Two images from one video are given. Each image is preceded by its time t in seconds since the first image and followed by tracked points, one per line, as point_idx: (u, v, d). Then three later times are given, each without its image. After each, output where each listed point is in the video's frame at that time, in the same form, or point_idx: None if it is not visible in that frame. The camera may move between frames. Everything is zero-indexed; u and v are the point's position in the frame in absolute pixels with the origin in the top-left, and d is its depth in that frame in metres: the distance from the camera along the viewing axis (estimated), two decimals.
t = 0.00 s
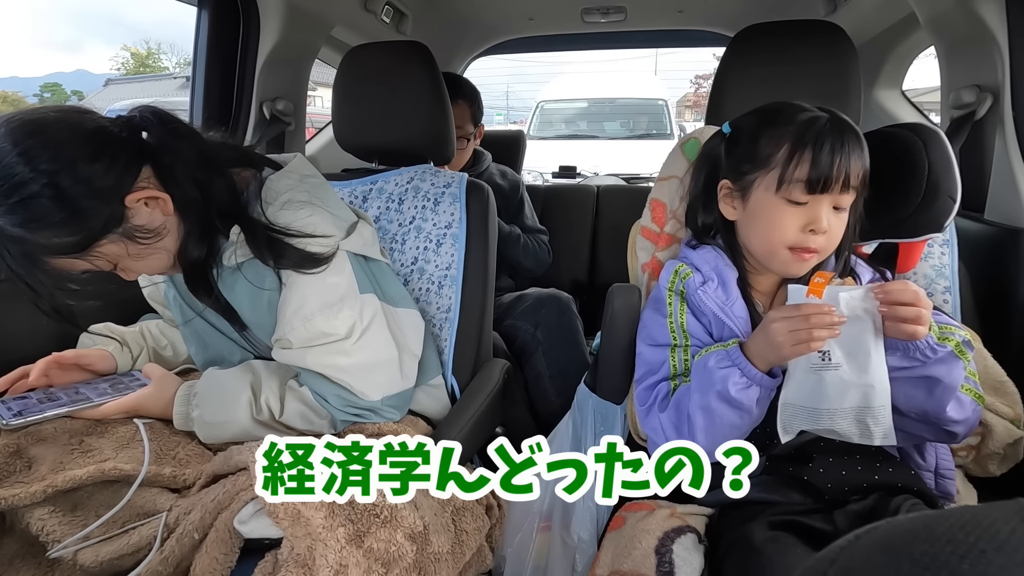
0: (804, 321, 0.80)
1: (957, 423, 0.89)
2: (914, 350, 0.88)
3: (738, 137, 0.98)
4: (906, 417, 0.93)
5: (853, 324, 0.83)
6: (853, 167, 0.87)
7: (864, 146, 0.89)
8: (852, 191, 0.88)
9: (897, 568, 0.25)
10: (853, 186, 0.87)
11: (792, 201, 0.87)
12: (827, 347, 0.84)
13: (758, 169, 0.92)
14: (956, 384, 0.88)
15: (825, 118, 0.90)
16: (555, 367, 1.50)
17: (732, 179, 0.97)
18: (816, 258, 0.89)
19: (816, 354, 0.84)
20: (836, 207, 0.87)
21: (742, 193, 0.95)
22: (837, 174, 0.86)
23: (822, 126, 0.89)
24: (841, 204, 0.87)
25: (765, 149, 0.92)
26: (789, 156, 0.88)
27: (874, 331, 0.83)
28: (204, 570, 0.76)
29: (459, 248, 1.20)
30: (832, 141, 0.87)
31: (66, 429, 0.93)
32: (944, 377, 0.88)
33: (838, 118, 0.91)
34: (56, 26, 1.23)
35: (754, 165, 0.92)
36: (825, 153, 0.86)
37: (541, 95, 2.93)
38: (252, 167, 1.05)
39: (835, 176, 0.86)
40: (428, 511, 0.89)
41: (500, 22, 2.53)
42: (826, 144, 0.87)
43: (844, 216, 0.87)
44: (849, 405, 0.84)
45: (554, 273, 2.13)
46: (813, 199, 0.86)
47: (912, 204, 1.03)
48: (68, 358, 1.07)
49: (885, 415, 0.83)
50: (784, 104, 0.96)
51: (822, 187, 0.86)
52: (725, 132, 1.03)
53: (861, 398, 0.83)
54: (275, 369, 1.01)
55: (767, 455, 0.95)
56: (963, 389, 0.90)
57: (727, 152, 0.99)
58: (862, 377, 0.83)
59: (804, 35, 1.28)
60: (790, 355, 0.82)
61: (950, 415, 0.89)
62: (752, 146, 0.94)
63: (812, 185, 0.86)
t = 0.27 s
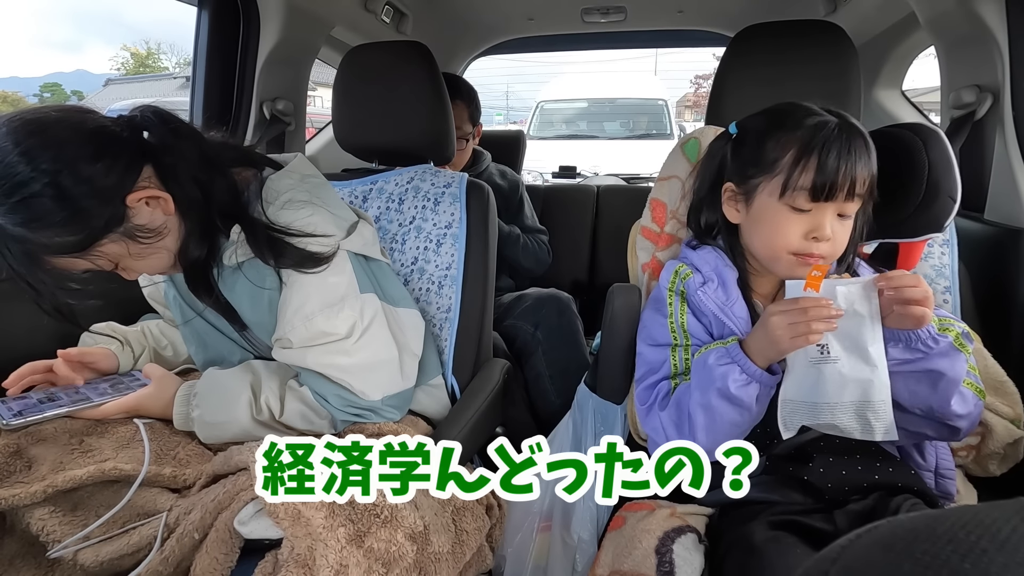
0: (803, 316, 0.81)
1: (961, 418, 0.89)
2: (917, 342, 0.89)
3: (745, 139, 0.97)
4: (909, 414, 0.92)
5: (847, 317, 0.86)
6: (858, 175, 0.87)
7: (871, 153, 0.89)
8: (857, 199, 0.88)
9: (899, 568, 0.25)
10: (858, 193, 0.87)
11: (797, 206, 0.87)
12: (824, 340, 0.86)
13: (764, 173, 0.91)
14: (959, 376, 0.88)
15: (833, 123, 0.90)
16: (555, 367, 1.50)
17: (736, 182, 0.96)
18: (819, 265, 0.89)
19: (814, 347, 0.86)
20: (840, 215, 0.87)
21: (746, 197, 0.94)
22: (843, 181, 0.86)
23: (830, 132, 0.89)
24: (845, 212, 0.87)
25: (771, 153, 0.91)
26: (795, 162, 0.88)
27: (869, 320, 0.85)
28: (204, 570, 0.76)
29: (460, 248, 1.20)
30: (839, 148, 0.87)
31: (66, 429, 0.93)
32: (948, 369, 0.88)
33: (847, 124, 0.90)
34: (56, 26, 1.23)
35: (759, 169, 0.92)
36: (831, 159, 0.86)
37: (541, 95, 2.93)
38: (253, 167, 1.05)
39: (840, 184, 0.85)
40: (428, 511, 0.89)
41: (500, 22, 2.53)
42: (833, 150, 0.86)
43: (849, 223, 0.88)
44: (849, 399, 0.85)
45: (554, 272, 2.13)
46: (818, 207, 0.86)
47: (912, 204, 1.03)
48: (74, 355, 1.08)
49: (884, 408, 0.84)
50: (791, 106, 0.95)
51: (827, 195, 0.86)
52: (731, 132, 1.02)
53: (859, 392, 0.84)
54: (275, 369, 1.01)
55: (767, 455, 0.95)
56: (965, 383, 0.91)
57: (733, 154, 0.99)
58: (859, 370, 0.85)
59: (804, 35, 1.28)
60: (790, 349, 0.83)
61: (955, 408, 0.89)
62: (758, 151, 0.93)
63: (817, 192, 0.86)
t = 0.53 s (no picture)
0: (782, 289, 0.80)
1: (951, 397, 0.89)
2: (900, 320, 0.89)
3: (738, 145, 0.98)
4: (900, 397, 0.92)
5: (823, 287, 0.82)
6: (855, 169, 0.86)
7: (867, 148, 0.89)
8: (858, 192, 0.86)
9: (899, 567, 0.25)
10: (858, 188, 0.86)
11: (795, 205, 0.87)
12: (807, 314, 0.81)
13: (759, 176, 0.91)
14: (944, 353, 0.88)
15: (824, 121, 0.90)
16: (555, 367, 1.50)
17: (733, 189, 0.97)
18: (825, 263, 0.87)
19: (798, 320, 0.82)
20: (843, 208, 0.85)
21: (744, 202, 0.94)
22: (839, 176, 0.85)
23: (821, 130, 0.89)
24: (847, 207, 0.85)
25: (764, 154, 0.92)
26: (787, 161, 0.88)
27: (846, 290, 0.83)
28: (204, 570, 0.76)
29: (459, 248, 1.20)
30: (831, 144, 0.87)
31: (65, 429, 0.93)
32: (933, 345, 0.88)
33: (840, 121, 0.90)
34: (55, 25, 1.23)
35: (755, 173, 0.92)
36: (824, 155, 0.86)
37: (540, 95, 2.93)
38: (253, 167, 1.05)
39: (837, 178, 0.84)
40: (428, 510, 0.89)
41: (500, 22, 2.53)
42: (824, 146, 0.87)
43: (853, 216, 0.86)
44: (845, 365, 0.78)
45: (554, 273, 2.13)
46: (816, 202, 0.85)
47: (912, 204, 1.03)
48: (65, 362, 1.06)
49: (881, 371, 0.78)
50: (780, 110, 0.96)
51: (825, 189, 0.85)
52: (724, 142, 1.03)
53: (853, 357, 0.78)
54: (275, 368, 1.01)
55: (767, 454, 0.95)
56: (954, 363, 0.91)
57: (729, 159, 0.99)
58: (850, 337, 0.79)
59: (804, 34, 1.28)
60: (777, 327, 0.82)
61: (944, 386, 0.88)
62: (751, 155, 0.94)
63: (813, 188, 0.85)
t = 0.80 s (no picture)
0: (775, 277, 0.80)
1: (936, 385, 0.88)
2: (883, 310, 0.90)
3: (732, 144, 0.98)
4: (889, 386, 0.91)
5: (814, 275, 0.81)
6: (847, 168, 0.86)
7: (859, 146, 0.89)
8: (851, 190, 0.87)
9: (898, 567, 0.25)
10: (850, 186, 0.86)
11: (786, 205, 0.87)
12: (801, 301, 0.80)
13: (752, 177, 0.92)
14: (927, 341, 0.88)
15: (816, 120, 0.90)
16: (555, 367, 1.50)
17: (727, 188, 0.97)
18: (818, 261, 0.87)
19: (793, 308, 0.80)
20: (836, 206, 0.86)
21: (739, 201, 0.94)
22: (830, 175, 0.85)
23: (813, 130, 0.89)
24: (839, 205, 0.86)
25: (757, 155, 0.92)
26: (779, 162, 0.88)
27: (840, 278, 0.82)
28: (204, 570, 0.76)
29: (459, 248, 1.20)
30: (822, 144, 0.87)
31: (65, 429, 0.93)
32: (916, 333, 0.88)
33: (832, 120, 0.90)
34: (55, 26, 1.23)
35: (748, 173, 0.92)
36: (815, 154, 0.86)
37: (540, 95, 2.95)
38: (252, 167, 1.05)
39: (828, 177, 0.85)
40: (428, 510, 0.89)
41: (500, 22, 2.53)
42: (816, 146, 0.87)
43: (846, 213, 0.86)
44: (844, 346, 0.76)
45: (553, 273, 2.13)
46: (808, 201, 0.86)
47: (911, 203, 1.03)
48: (67, 358, 1.07)
49: (880, 352, 0.76)
50: (773, 110, 0.96)
51: (816, 188, 0.85)
52: (718, 142, 1.03)
53: (851, 339, 0.76)
54: (275, 368, 1.01)
55: (767, 454, 0.94)
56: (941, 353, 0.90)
57: (723, 159, 0.99)
58: (847, 320, 0.77)
59: (804, 34, 1.28)
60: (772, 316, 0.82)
61: (928, 374, 0.88)
62: (744, 155, 0.94)
63: (805, 188, 0.85)
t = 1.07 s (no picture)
0: (778, 284, 0.80)
1: (932, 391, 0.88)
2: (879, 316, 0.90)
3: (733, 146, 0.98)
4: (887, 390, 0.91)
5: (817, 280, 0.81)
6: (846, 176, 0.86)
7: (859, 153, 0.88)
8: (850, 198, 0.87)
9: (898, 567, 0.25)
10: (847, 196, 0.86)
11: (782, 212, 0.87)
12: (804, 307, 0.80)
13: (750, 182, 0.92)
14: (923, 347, 0.88)
15: (817, 127, 0.90)
16: (554, 367, 1.50)
17: (726, 191, 0.97)
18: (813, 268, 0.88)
19: (795, 314, 0.80)
20: (833, 214, 0.86)
21: (736, 206, 0.95)
22: (827, 185, 0.85)
23: (812, 136, 0.89)
24: (835, 214, 0.86)
25: (756, 160, 0.92)
26: (778, 169, 0.88)
27: (842, 283, 0.81)
28: (204, 570, 0.76)
29: (459, 247, 1.20)
30: (820, 152, 0.86)
31: (65, 429, 0.93)
32: (912, 338, 0.89)
33: (833, 127, 0.90)
34: (54, 26, 1.23)
35: (746, 178, 0.93)
36: (813, 163, 0.86)
37: (540, 95, 2.94)
38: (252, 167, 1.05)
39: (824, 187, 0.85)
40: (428, 510, 0.89)
41: (500, 22, 2.53)
42: (814, 154, 0.86)
43: (844, 221, 0.86)
44: (847, 355, 0.76)
45: (553, 273, 2.13)
46: (804, 211, 0.86)
47: (911, 204, 1.03)
48: (70, 354, 1.07)
49: (882, 358, 0.76)
50: (775, 112, 0.95)
51: (812, 198, 0.85)
52: (719, 142, 1.03)
53: (854, 347, 0.76)
54: (275, 368, 1.01)
55: (767, 454, 0.94)
56: (938, 358, 0.90)
57: (722, 161, 0.99)
58: (849, 327, 0.77)
59: (804, 34, 1.28)
60: (774, 322, 0.82)
61: (925, 380, 0.88)
62: (744, 159, 0.94)
63: (801, 198, 0.86)
